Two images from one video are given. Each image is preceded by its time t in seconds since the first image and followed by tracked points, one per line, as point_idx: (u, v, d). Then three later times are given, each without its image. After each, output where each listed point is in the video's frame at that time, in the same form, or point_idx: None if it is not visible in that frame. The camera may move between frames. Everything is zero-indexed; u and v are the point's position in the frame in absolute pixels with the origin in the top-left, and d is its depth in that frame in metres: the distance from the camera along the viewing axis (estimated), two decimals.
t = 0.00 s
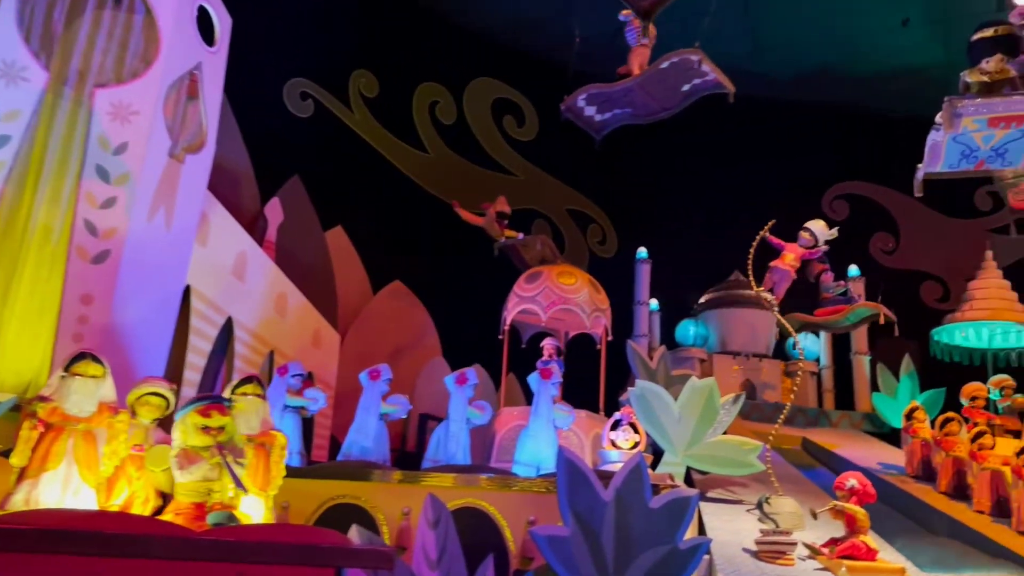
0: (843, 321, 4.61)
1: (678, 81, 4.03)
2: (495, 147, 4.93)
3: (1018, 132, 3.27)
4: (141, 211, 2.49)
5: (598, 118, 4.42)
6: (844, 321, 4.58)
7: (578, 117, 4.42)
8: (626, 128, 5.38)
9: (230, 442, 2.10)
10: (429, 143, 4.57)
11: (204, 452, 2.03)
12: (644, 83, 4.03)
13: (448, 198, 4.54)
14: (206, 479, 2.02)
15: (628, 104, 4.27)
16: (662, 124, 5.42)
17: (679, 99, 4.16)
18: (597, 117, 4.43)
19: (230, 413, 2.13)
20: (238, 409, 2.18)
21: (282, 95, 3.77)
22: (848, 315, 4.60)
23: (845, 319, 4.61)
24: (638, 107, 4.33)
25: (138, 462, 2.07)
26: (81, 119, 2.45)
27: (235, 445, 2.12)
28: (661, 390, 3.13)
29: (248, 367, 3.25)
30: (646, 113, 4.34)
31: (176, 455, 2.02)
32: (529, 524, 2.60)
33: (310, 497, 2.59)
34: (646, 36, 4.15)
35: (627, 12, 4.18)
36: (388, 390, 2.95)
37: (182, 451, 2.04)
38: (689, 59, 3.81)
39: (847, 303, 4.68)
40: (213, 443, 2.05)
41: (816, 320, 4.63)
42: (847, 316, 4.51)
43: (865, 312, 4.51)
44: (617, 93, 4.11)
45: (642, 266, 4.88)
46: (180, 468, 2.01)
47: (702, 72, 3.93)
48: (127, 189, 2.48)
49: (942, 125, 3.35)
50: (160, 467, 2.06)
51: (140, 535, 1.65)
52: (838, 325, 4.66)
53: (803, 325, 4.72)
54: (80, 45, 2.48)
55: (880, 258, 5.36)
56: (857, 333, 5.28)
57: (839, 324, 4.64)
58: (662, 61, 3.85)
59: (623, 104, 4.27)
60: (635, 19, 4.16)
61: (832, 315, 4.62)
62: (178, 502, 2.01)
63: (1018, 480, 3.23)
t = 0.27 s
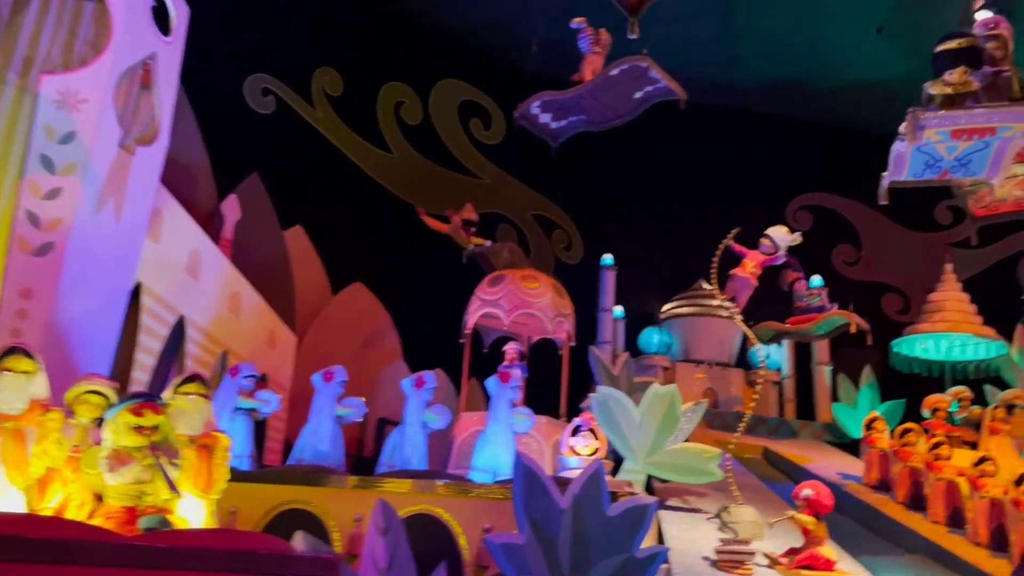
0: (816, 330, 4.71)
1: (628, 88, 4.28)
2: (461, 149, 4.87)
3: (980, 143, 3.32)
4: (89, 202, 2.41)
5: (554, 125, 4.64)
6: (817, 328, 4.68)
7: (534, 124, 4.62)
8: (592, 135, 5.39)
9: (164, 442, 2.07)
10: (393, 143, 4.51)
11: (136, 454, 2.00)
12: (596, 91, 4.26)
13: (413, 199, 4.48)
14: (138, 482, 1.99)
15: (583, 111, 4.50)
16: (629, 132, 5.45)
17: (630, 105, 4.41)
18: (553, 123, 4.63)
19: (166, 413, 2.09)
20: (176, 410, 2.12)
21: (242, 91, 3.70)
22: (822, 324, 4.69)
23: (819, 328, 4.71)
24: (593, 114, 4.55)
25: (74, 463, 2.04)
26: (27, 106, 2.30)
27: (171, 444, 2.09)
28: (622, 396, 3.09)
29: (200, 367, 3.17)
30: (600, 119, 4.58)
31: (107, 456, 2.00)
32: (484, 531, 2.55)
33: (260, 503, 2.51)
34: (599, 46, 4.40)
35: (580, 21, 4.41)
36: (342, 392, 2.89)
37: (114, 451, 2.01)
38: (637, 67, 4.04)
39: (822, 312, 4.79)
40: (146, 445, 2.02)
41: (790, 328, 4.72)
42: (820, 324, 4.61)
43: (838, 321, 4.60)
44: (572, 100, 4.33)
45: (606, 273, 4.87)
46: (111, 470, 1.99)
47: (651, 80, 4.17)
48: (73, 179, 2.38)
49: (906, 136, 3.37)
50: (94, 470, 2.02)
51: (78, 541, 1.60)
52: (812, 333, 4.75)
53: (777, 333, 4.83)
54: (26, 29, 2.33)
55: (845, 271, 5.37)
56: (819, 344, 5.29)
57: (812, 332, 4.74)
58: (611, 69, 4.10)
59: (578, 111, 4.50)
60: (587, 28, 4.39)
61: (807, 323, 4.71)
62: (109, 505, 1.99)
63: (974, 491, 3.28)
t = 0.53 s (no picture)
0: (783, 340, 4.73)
1: (579, 96, 4.24)
2: (424, 151, 4.80)
3: (939, 157, 3.39)
4: (29, 194, 2.30)
5: (508, 134, 4.58)
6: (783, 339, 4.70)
7: (488, 133, 4.56)
8: (558, 144, 5.40)
9: (96, 444, 2.05)
10: (355, 145, 4.44)
11: (66, 456, 2.00)
12: (547, 98, 4.22)
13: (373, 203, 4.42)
14: (66, 485, 1.98)
15: (536, 119, 4.45)
16: (594, 143, 5.47)
17: (582, 114, 4.38)
18: (507, 132, 4.57)
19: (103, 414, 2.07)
20: (110, 411, 2.11)
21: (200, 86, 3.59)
22: (788, 335, 4.71)
23: (785, 339, 4.73)
24: (546, 123, 4.51)
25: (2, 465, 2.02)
26: None
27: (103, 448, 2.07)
28: (581, 404, 3.07)
29: (147, 369, 3.06)
30: (554, 128, 4.54)
31: (35, 457, 1.98)
32: (436, 541, 2.49)
33: (205, 509, 2.43)
34: (552, 53, 4.36)
35: (531, 30, 4.37)
36: (293, 396, 2.82)
37: (42, 452, 2.00)
38: (585, 75, 4.02)
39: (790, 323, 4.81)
40: (77, 447, 2.01)
41: (756, 338, 4.74)
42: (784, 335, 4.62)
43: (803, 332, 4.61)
44: (524, 108, 4.28)
45: (569, 282, 4.85)
46: (39, 473, 1.97)
47: (600, 88, 4.15)
48: (14, 169, 2.28)
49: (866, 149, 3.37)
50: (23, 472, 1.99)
51: (11, 549, 1.55)
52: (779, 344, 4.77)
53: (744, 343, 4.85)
54: None
55: (804, 283, 5.50)
56: (779, 356, 5.31)
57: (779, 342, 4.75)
58: (560, 77, 4.06)
59: (532, 119, 4.45)
60: (538, 36, 4.35)
61: (774, 334, 4.73)
62: (34, 509, 1.97)
63: (929, 504, 3.40)
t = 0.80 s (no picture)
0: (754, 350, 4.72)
1: (531, 104, 4.24)
2: (388, 156, 4.74)
3: (903, 169, 3.41)
4: None
5: (463, 142, 4.54)
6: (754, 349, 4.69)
7: (444, 143, 4.51)
8: (525, 154, 5.41)
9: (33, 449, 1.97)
10: (317, 146, 4.36)
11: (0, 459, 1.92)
12: (499, 106, 4.20)
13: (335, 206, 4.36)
14: None
15: (491, 128, 4.42)
16: (561, 154, 5.50)
17: (536, 121, 4.38)
18: (463, 141, 4.53)
19: (43, 418, 1.99)
20: (50, 412, 2.07)
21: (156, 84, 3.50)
22: (760, 345, 4.69)
23: (758, 349, 4.71)
24: (500, 131, 4.49)
25: None
26: None
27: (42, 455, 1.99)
28: (542, 412, 3.03)
29: (94, 372, 2.95)
30: (508, 136, 4.52)
31: None
32: (389, 552, 2.43)
33: (150, 517, 2.35)
34: (506, 62, 4.34)
35: (483, 38, 4.36)
36: (244, 402, 2.76)
37: None
38: (535, 81, 4.03)
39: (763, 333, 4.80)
40: (13, 450, 1.93)
41: (727, 348, 4.73)
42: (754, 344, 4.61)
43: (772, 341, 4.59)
44: (477, 116, 4.25)
45: (534, 290, 4.84)
46: None
47: (550, 95, 4.15)
48: None
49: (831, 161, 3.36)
50: None
51: None
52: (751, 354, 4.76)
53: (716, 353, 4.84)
54: None
55: (767, 296, 5.68)
56: (741, 368, 5.33)
57: (751, 352, 4.74)
58: (510, 84, 4.07)
59: (486, 128, 4.42)
60: (489, 45, 4.33)
61: (745, 344, 4.72)
62: None
63: (888, 516, 3.41)
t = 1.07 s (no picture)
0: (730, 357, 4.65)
1: (486, 109, 4.19)
2: (355, 158, 4.67)
3: (871, 178, 3.41)
4: None
5: (422, 148, 4.48)
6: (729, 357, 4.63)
7: (403, 149, 4.45)
8: (495, 160, 5.39)
9: None
10: (281, 148, 4.30)
11: None
12: (452, 110, 4.14)
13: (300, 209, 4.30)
14: None
15: (448, 134, 4.36)
16: (531, 161, 5.48)
17: (492, 127, 4.31)
18: (421, 147, 4.48)
19: None
20: None
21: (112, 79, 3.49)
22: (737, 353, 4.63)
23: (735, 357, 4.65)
24: (457, 138, 4.43)
25: None
26: None
27: None
28: (507, 418, 2.99)
29: (41, 375, 2.84)
30: (466, 142, 4.46)
31: None
32: (344, 561, 2.36)
33: (94, 524, 2.26)
34: (461, 67, 4.26)
35: (437, 44, 4.28)
36: (198, 407, 2.68)
37: None
38: (487, 84, 3.97)
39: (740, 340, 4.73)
40: None
41: (704, 355, 4.67)
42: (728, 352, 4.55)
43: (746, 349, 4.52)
44: (431, 120, 4.19)
45: (501, 297, 4.79)
46: None
47: (504, 100, 4.10)
48: None
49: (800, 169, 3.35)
50: None
51: None
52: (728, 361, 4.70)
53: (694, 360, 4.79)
54: None
55: (734, 305, 5.71)
56: (707, 377, 5.32)
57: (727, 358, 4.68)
58: (462, 89, 4.02)
59: (443, 134, 4.36)
60: (445, 51, 4.26)
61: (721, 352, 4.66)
62: None
63: (852, 526, 3.41)
